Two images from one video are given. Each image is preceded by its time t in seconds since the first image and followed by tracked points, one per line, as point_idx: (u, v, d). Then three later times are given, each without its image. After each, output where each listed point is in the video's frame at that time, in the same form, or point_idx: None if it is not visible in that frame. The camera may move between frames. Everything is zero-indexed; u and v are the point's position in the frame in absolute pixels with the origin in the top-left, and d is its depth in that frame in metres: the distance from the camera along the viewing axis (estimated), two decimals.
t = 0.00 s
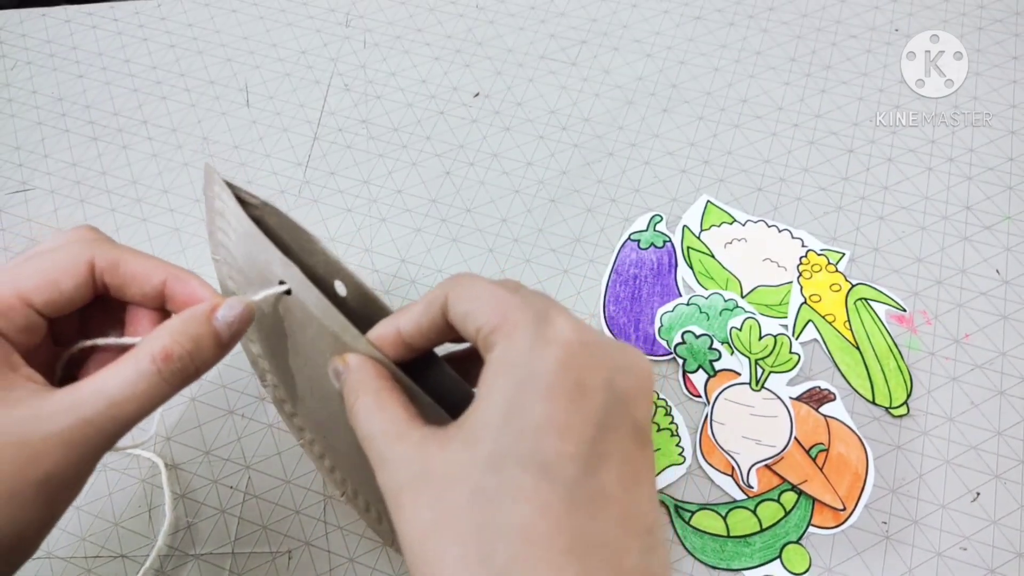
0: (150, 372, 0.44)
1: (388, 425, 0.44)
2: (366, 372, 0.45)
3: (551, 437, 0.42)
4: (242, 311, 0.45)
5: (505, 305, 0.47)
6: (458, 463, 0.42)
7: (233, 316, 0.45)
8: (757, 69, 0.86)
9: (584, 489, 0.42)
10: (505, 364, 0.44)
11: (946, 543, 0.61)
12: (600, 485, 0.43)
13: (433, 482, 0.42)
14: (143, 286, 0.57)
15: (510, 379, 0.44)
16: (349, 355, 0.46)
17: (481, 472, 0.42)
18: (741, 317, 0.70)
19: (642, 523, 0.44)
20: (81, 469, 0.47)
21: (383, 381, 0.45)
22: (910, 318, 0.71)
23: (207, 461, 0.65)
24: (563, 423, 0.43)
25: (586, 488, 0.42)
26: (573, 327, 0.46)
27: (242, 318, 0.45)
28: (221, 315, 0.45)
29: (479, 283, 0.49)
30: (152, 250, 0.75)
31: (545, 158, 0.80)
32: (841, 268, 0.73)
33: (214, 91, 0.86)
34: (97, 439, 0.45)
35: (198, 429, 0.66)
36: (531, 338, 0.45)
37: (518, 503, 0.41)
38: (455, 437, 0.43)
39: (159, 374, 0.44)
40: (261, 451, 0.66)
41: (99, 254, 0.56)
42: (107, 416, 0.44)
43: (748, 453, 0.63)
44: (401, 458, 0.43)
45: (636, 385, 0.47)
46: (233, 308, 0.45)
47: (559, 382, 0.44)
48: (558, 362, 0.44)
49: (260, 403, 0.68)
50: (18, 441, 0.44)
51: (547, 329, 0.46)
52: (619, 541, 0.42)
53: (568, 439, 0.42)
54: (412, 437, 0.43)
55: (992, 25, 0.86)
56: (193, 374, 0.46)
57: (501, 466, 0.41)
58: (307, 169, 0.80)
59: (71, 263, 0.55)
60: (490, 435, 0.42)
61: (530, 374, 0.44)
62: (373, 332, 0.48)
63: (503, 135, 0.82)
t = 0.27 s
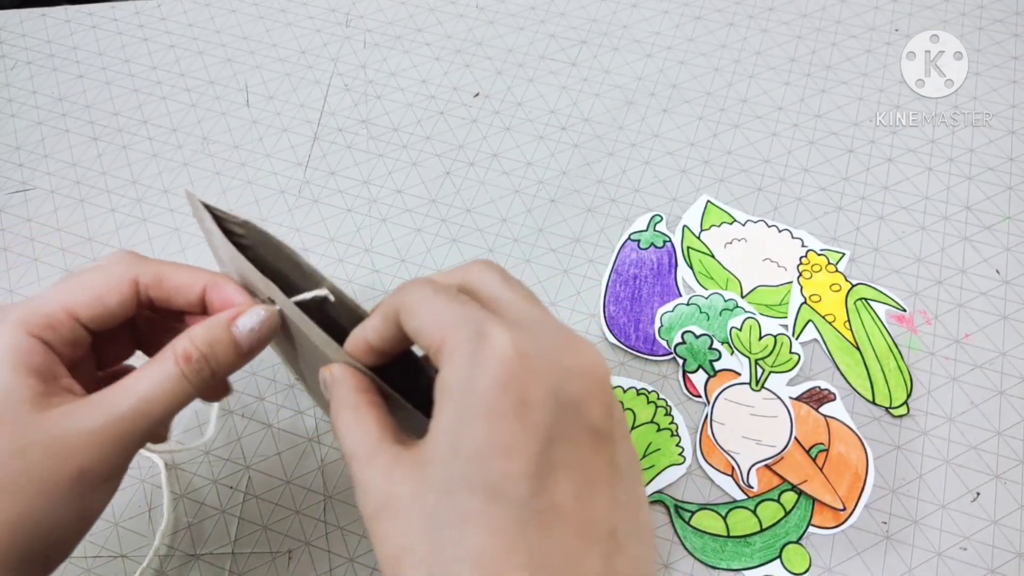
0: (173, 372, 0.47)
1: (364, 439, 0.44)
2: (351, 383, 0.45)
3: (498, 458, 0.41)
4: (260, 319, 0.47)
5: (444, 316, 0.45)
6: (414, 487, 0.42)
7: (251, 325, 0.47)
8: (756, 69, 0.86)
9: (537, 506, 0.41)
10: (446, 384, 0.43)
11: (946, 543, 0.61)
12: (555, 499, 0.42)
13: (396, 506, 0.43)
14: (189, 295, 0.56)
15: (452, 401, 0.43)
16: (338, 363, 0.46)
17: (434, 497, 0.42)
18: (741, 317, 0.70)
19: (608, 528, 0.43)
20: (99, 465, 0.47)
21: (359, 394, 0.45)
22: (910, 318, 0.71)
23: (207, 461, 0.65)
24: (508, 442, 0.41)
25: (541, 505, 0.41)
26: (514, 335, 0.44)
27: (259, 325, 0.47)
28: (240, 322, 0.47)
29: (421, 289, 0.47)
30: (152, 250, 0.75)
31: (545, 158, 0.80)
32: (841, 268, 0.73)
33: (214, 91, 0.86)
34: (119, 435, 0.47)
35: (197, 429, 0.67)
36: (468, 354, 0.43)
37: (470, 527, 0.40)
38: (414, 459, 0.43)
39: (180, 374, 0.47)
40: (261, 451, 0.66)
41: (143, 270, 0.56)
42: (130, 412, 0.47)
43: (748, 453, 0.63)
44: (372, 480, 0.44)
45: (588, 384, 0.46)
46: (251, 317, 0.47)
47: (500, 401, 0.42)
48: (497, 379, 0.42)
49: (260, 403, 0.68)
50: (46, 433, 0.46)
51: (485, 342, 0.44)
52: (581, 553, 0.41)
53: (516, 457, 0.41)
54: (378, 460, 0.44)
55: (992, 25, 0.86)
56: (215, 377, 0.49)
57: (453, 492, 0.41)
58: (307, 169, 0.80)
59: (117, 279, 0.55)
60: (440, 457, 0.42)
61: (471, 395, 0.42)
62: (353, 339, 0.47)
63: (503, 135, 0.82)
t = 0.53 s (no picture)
0: (190, 376, 0.47)
1: (358, 458, 0.45)
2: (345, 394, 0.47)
3: (479, 477, 0.41)
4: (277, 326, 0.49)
5: (418, 333, 0.44)
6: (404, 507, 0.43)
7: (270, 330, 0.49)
8: (756, 69, 0.86)
9: (522, 521, 0.41)
10: (425, 406, 0.43)
11: (946, 543, 0.61)
12: (539, 511, 0.42)
13: (387, 525, 0.43)
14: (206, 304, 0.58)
15: (430, 422, 0.43)
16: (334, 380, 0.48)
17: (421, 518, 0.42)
18: (741, 317, 0.70)
19: (597, 535, 0.43)
20: (110, 467, 0.47)
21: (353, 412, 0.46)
22: (910, 318, 0.71)
23: (207, 461, 0.65)
24: (487, 460, 0.41)
25: (524, 519, 0.41)
26: (488, 350, 0.43)
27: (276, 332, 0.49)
28: (257, 328, 0.49)
29: (397, 304, 0.46)
30: (152, 250, 0.76)
31: (545, 158, 0.80)
32: (841, 268, 0.73)
33: (214, 91, 0.86)
34: (132, 439, 0.47)
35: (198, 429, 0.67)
36: (443, 374, 0.43)
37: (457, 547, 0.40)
38: (404, 479, 0.43)
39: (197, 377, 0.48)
40: (261, 451, 0.66)
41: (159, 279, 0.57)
42: (143, 416, 0.47)
43: (748, 453, 0.63)
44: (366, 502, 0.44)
45: (571, 391, 0.44)
46: (268, 323, 0.49)
47: (477, 419, 0.42)
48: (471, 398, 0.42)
49: (260, 403, 0.68)
50: (59, 434, 0.46)
51: (458, 359, 0.43)
52: (569, 563, 0.41)
53: (496, 476, 0.41)
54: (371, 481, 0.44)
55: (992, 25, 0.86)
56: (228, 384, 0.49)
57: (435, 511, 0.41)
58: (307, 169, 0.80)
59: (134, 287, 0.56)
60: (425, 477, 0.42)
61: (448, 413, 0.42)
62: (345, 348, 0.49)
63: (503, 135, 0.82)
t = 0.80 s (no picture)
0: (190, 376, 0.48)
1: (356, 464, 0.46)
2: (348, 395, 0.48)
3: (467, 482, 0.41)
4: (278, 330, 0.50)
5: (404, 339, 0.45)
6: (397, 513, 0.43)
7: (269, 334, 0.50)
8: (756, 69, 0.86)
9: (512, 526, 0.41)
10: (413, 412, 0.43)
11: (946, 543, 0.61)
12: (528, 517, 0.42)
13: (383, 533, 0.43)
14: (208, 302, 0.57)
15: (417, 428, 0.43)
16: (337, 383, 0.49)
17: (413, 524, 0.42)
18: (741, 317, 0.70)
19: (589, 536, 0.43)
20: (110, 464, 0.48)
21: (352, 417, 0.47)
22: (910, 318, 0.71)
23: (207, 461, 0.65)
24: (474, 465, 0.41)
25: (514, 524, 0.41)
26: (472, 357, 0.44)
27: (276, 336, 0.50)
28: (258, 331, 0.50)
29: (384, 309, 0.47)
30: (151, 250, 0.76)
31: (545, 158, 0.80)
32: (841, 268, 0.73)
33: (214, 91, 0.86)
34: (132, 436, 0.48)
35: (198, 429, 0.67)
36: (429, 380, 0.43)
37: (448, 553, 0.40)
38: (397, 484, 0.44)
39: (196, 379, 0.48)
40: (260, 451, 0.65)
41: (164, 276, 0.56)
42: (142, 415, 0.48)
43: (748, 453, 0.63)
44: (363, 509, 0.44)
45: (558, 394, 0.44)
46: (269, 327, 0.50)
47: (462, 425, 0.42)
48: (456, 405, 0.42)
49: (260, 403, 0.68)
50: (60, 429, 0.47)
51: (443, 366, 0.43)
52: (562, 567, 0.41)
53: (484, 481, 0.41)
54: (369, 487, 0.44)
55: (991, 25, 0.86)
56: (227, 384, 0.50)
57: (426, 518, 0.41)
58: (307, 169, 0.80)
59: (139, 284, 0.55)
60: (416, 482, 0.42)
61: (434, 420, 0.42)
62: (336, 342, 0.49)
63: (503, 135, 0.82)
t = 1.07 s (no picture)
0: (188, 378, 0.48)
1: (351, 469, 0.45)
2: (340, 404, 0.49)
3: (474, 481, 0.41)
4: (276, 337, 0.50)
5: (410, 340, 0.45)
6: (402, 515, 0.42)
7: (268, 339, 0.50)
8: (756, 69, 0.86)
9: (519, 525, 0.41)
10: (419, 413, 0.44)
11: (946, 543, 0.61)
12: (534, 516, 0.42)
13: (384, 536, 0.43)
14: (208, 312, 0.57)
15: (424, 428, 0.43)
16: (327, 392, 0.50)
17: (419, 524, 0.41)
18: (741, 317, 0.70)
19: (591, 536, 0.43)
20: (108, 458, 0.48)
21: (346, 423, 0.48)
22: (910, 318, 0.71)
23: (207, 461, 0.65)
24: (482, 464, 0.41)
25: (520, 524, 0.41)
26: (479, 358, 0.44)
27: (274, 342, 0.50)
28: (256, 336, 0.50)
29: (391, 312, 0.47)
30: (151, 250, 0.76)
31: (545, 158, 0.80)
32: (841, 268, 0.73)
33: (213, 91, 0.86)
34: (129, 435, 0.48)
35: (198, 429, 0.67)
36: (437, 380, 0.43)
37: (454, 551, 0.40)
38: (401, 485, 0.43)
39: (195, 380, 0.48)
40: (260, 451, 0.65)
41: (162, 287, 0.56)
42: (139, 414, 0.47)
43: (748, 453, 0.63)
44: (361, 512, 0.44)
45: (562, 396, 0.45)
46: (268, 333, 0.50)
47: (470, 425, 0.42)
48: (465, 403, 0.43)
49: (260, 403, 0.68)
50: (60, 425, 0.47)
51: (451, 367, 0.44)
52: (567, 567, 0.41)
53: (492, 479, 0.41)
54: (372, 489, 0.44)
55: (991, 25, 0.86)
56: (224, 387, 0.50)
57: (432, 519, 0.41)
58: (307, 169, 0.80)
59: (139, 291, 0.55)
60: (421, 484, 0.42)
61: (443, 420, 0.42)
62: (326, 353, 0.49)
63: (503, 135, 0.82)
